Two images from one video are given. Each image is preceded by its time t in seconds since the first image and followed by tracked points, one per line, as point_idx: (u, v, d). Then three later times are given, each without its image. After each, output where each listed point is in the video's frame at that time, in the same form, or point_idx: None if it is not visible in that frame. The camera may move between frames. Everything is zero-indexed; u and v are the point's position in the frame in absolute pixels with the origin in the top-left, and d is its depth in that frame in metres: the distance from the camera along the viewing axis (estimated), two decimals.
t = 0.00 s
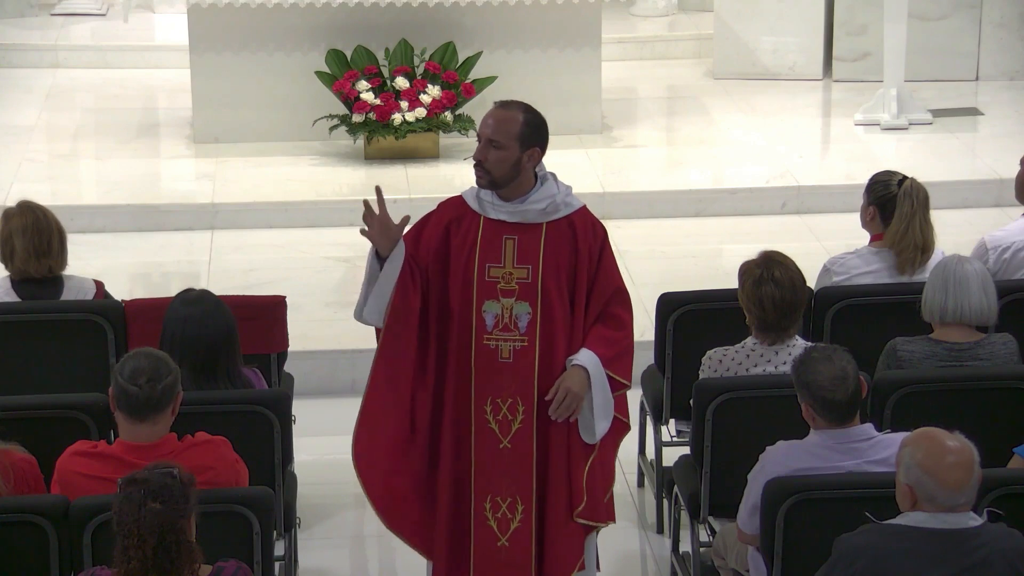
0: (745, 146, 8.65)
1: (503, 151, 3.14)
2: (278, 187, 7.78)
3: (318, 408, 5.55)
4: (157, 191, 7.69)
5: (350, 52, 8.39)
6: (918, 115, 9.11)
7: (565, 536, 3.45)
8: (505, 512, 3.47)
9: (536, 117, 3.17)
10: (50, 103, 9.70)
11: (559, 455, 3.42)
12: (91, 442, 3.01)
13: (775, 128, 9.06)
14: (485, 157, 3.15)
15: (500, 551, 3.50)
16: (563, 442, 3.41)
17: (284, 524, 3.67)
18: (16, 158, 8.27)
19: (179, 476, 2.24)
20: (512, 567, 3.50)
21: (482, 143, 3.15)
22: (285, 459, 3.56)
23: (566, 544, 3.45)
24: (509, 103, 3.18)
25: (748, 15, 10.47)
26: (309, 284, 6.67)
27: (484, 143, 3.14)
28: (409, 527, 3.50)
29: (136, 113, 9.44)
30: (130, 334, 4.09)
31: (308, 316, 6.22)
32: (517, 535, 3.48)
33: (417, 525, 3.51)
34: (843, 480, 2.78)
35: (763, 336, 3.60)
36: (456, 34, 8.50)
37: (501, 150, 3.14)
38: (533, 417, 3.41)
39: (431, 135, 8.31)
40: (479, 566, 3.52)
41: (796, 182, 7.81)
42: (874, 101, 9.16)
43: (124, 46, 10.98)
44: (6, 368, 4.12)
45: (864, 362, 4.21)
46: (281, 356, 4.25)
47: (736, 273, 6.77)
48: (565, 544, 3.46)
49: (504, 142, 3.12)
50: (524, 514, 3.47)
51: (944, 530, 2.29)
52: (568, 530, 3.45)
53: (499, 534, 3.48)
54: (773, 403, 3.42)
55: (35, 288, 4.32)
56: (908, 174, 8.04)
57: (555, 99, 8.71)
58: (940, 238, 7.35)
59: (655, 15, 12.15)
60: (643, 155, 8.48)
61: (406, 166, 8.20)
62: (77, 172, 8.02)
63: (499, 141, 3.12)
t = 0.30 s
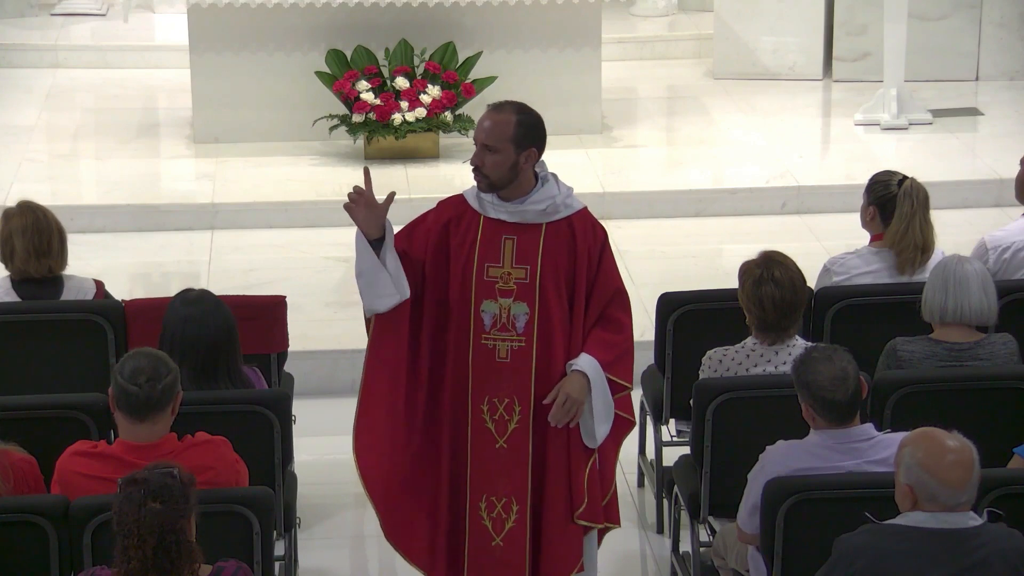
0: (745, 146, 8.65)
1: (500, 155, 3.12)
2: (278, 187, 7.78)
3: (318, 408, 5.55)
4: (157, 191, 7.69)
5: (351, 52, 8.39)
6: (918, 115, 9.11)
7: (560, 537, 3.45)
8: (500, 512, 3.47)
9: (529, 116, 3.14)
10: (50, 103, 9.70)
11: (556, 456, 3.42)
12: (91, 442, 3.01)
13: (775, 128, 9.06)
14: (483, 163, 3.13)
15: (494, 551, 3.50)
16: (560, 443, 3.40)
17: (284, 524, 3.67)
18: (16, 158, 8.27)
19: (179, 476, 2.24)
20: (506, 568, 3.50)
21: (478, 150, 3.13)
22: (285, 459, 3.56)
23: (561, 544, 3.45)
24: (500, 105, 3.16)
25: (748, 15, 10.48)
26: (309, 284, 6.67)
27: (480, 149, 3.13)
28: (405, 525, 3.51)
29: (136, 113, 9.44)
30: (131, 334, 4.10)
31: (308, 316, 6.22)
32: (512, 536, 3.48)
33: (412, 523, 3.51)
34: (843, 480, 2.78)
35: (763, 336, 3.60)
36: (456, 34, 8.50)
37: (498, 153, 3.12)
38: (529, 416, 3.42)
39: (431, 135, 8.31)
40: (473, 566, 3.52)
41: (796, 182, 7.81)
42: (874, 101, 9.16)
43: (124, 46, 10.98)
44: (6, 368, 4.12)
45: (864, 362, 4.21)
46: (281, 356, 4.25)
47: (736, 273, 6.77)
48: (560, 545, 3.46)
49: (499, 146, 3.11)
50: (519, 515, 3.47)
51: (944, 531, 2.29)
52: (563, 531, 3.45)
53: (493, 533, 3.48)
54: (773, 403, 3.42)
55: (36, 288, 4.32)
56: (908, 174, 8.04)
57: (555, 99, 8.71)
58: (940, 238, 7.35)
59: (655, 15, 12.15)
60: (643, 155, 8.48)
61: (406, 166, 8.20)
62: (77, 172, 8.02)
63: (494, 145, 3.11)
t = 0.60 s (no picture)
0: (745, 146, 8.65)
1: (493, 158, 3.12)
2: (278, 187, 7.78)
3: (318, 408, 5.56)
4: (157, 191, 7.69)
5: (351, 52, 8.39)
6: (918, 115, 9.12)
7: (558, 538, 3.45)
8: (497, 512, 3.47)
9: (524, 118, 3.13)
10: (50, 103, 9.70)
11: (555, 458, 3.42)
12: (91, 442, 3.01)
13: (775, 128, 9.06)
14: (478, 166, 3.14)
15: (492, 551, 3.50)
16: (559, 445, 3.41)
17: (284, 524, 3.67)
18: (16, 158, 8.28)
19: (179, 476, 2.24)
20: (504, 567, 3.50)
21: (473, 153, 3.13)
22: (285, 458, 3.56)
23: (558, 545, 3.46)
24: (494, 105, 3.15)
25: (747, 15, 10.48)
26: (309, 284, 6.67)
27: (475, 153, 3.13)
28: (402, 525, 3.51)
29: (136, 113, 9.44)
30: (131, 334, 4.10)
31: (308, 316, 6.22)
32: (509, 536, 3.48)
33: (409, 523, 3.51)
34: (843, 480, 2.78)
35: (763, 336, 3.60)
36: (456, 34, 8.50)
37: (491, 156, 3.12)
38: (526, 416, 3.43)
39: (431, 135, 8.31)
40: (471, 565, 3.52)
41: (796, 182, 7.81)
42: (874, 101, 9.16)
43: (124, 46, 10.98)
44: (6, 368, 4.12)
45: (863, 362, 4.21)
46: (281, 356, 4.25)
47: (736, 273, 6.77)
48: (560, 545, 3.46)
49: (492, 149, 3.11)
50: (517, 515, 3.47)
51: (944, 531, 2.29)
52: (561, 531, 3.45)
53: (490, 533, 3.48)
54: (773, 403, 3.42)
55: (36, 289, 4.32)
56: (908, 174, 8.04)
57: (555, 99, 8.71)
58: (940, 238, 7.35)
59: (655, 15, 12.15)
60: (643, 155, 8.48)
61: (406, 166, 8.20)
62: (77, 172, 8.02)
63: (487, 149, 3.11)
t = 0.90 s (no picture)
0: (745, 146, 8.65)
1: (491, 159, 3.12)
2: (278, 187, 7.78)
3: (317, 407, 5.56)
4: (157, 191, 7.69)
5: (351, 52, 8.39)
6: (918, 115, 9.11)
7: (558, 537, 3.45)
8: (498, 512, 3.47)
9: (520, 117, 3.12)
10: (50, 103, 9.70)
11: (556, 458, 3.42)
12: (91, 441, 3.01)
13: (775, 128, 9.06)
14: (477, 168, 3.13)
15: (492, 551, 3.49)
16: (561, 445, 3.41)
17: (284, 524, 3.67)
18: (16, 158, 8.28)
19: (179, 476, 2.24)
20: (504, 567, 3.50)
21: (472, 155, 3.13)
22: (286, 458, 3.56)
23: (558, 544, 3.46)
24: (492, 106, 3.15)
25: (747, 15, 10.48)
26: (309, 284, 6.67)
27: (474, 155, 3.12)
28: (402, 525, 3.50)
29: (136, 113, 9.44)
30: (131, 334, 4.10)
31: (308, 316, 6.22)
32: (509, 535, 3.48)
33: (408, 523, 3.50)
34: (843, 480, 2.78)
35: (763, 336, 3.60)
36: (456, 34, 8.50)
37: (490, 157, 3.12)
38: (527, 416, 3.43)
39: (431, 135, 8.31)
40: (471, 566, 3.51)
41: (796, 182, 7.81)
42: (875, 101, 9.16)
43: (124, 46, 10.98)
44: (6, 368, 4.12)
45: (863, 362, 4.21)
46: (281, 356, 4.25)
47: (736, 273, 6.77)
48: (561, 544, 3.46)
49: (491, 150, 3.10)
50: (517, 515, 3.46)
51: (943, 531, 2.29)
52: (561, 531, 3.45)
53: (491, 533, 3.48)
54: (773, 403, 3.42)
55: (36, 289, 4.32)
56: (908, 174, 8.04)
57: (555, 99, 8.71)
58: (940, 238, 7.35)
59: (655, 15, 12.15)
60: (643, 155, 8.48)
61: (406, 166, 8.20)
62: (77, 172, 8.02)
63: (487, 150, 3.10)
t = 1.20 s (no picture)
0: (745, 146, 8.65)
1: (487, 160, 3.12)
2: (278, 187, 7.78)
3: (317, 407, 5.56)
4: (157, 191, 7.69)
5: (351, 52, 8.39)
6: (918, 115, 9.12)
7: (558, 538, 3.46)
8: (498, 512, 3.47)
9: (514, 117, 3.12)
10: (50, 103, 9.70)
11: (556, 458, 3.42)
12: (91, 441, 3.01)
13: (775, 129, 9.06)
14: (474, 169, 3.13)
15: (492, 551, 3.50)
16: (562, 446, 3.42)
17: (284, 524, 3.67)
18: (16, 158, 8.28)
19: (179, 476, 2.24)
20: (504, 566, 3.50)
21: (469, 156, 3.13)
22: (286, 458, 3.56)
23: (557, 544, 3.46)
24: (486, 106, 3.14)
25: (747, 15, 10.48)
26: (309, 284, 6.67)
27: (470, 157, 3.12)
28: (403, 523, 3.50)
29: (136, 113, 9.44)
30: (131, 334, 4.09)
31: (307, 316, 6.22)
32: (509, 535, 3.48)
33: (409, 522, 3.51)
34: (843, 480, 2.78)
35: (763, 336, 3.60)
36: (456, 34, 8.50)
37: (485, 159, 3.11)
38: (527, 416, 3.43)
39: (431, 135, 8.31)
40: (470, 566, 3.52)
41: (795, 182, 7.81)
42: (875, 101, 9.16)
43: (124, 46, 10.98)
44: (6, 368, 4.12)
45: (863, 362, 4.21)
46: (281, 356, 4.25)
47: (736, 273, 6.77)
48: (561, 544, 3.47)
49: (486, 152, 3.10)
50: (517, 515, 3.47)
51: (944, 531, 2.29)
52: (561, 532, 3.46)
53: (491, 533, 3.48)
54: (773, 403, 3.42)
55: (36, 289, 4.32)
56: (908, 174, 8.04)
57: (555, 100, 8.71)
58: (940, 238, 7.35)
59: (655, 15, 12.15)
60: (643, 155, 8.48)
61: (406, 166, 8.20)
62: (77, 172, 8.02)
63: (482, 151, 3.10)
